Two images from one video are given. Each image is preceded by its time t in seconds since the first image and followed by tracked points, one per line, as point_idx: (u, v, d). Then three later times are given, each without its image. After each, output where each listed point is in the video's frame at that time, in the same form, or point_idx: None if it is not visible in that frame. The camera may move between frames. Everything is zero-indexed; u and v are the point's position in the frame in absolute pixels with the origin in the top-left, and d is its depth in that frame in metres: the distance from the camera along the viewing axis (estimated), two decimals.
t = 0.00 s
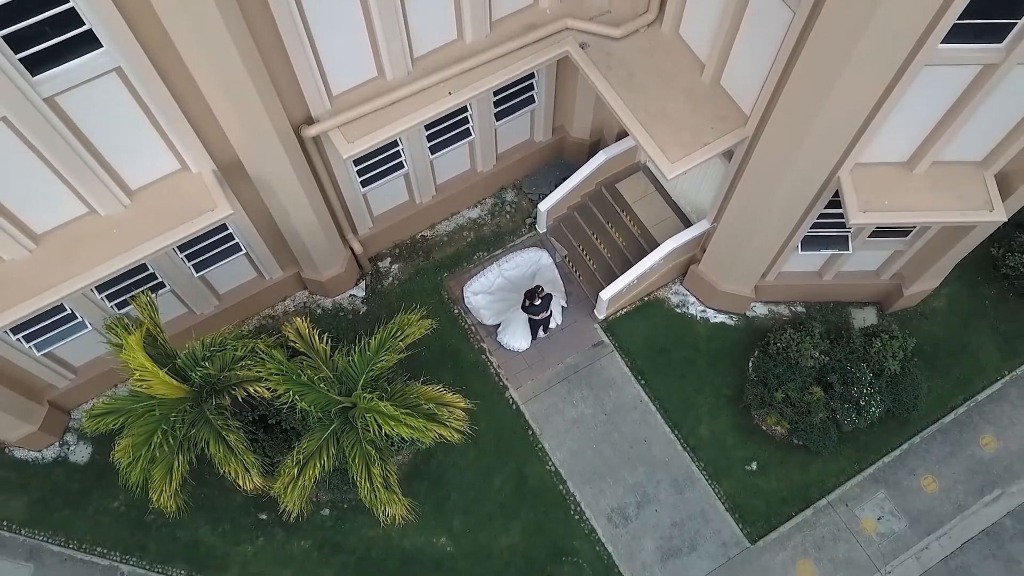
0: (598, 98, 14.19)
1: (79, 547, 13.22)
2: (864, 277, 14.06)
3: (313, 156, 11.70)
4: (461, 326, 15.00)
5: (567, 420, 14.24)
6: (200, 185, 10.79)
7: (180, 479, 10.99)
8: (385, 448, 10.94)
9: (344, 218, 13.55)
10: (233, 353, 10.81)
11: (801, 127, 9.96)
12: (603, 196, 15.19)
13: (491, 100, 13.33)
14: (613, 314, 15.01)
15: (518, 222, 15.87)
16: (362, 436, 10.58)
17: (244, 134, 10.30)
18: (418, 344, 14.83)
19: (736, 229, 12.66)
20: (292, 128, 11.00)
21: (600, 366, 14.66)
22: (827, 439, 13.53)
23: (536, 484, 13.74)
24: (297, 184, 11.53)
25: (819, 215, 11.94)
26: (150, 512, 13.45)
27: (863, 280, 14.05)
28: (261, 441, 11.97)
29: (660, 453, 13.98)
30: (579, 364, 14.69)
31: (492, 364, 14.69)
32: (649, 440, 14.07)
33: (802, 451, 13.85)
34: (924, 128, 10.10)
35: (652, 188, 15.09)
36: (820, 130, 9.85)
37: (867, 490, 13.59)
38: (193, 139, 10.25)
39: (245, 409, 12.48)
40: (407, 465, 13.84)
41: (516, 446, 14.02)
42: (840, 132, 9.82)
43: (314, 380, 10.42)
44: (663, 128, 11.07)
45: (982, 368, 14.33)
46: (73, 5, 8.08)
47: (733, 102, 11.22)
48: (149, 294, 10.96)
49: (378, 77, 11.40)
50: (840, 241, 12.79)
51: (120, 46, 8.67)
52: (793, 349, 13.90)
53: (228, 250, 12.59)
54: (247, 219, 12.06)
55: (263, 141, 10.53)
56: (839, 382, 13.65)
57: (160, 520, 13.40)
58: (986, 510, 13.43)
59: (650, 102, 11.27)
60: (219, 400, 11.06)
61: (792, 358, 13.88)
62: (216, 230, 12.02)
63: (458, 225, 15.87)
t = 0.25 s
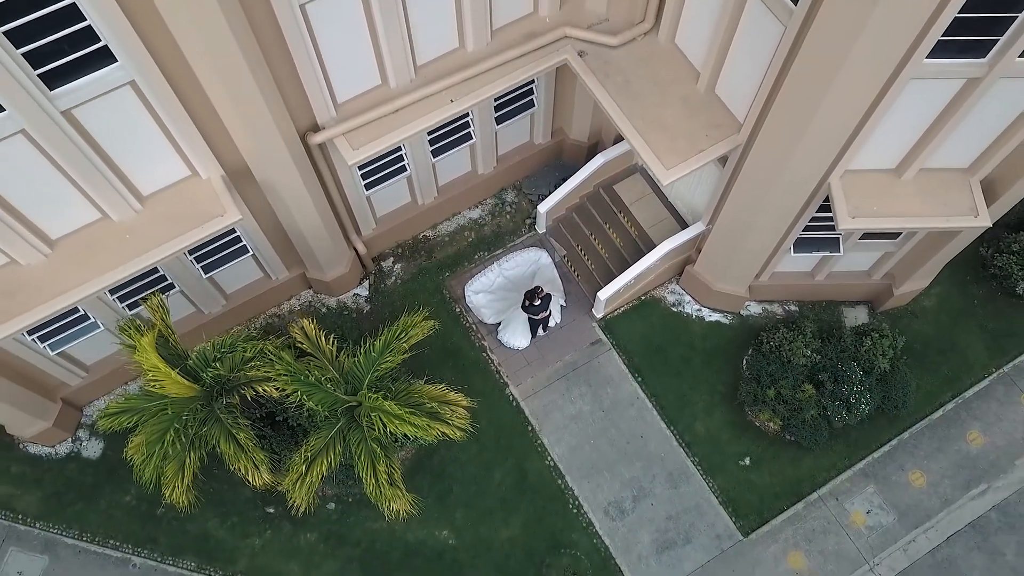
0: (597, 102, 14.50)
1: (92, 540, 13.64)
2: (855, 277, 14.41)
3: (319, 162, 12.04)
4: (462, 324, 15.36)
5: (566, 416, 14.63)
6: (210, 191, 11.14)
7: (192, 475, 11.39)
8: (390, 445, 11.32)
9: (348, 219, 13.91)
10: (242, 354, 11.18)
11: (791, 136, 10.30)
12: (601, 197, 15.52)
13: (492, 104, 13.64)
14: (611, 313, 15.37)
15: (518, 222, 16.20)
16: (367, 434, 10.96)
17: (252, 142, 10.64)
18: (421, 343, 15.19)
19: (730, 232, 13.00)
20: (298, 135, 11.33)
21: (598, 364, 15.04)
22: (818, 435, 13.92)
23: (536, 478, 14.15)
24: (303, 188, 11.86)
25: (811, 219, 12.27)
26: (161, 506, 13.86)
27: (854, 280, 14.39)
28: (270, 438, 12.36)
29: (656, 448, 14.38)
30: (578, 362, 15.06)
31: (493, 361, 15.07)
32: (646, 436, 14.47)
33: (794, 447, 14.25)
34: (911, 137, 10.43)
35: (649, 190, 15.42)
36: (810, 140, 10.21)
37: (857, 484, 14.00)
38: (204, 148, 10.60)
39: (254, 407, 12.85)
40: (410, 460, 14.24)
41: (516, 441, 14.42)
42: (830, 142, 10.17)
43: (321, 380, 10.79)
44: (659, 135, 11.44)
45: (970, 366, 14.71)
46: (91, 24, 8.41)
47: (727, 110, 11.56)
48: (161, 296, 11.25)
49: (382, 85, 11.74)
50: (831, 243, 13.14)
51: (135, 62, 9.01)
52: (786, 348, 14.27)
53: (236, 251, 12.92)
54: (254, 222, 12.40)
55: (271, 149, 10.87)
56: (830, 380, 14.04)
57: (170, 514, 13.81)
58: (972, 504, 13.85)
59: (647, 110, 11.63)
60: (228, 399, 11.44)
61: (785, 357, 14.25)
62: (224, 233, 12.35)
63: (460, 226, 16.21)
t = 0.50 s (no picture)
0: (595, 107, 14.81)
1: (105, 534, 14.06)
2: (846, 278, 14.76)
3: (325, 168, 12.39)
4: (463, 324, 15.74)
5: (565, 413, 15.03)
6: (220, 198, 11.50)
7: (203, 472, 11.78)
8: (394, 444, 11.72)
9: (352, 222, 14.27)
10: (251, 356, 11.56)
11: (782, 146, 10.67)
12: (599, 200, 15.86)
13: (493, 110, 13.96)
14: (608, 313, 15.75)
15: (518, 224, 16.55)
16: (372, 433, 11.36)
17: (261, 151, 10.99)
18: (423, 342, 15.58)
19: (724, 236, 13.36)
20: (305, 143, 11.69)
21: (596, 362, 15.42)
22: (810, 432, 14.33)
23: (535, 473, 14.56)
24: (309, 194, 12.21)
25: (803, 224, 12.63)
26: (172, 501, 14.28)
27: (846, 281, 14.75)
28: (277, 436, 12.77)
29: (652, 444, 14.78)
30: (576, 361, 15.45)
31: (493, 360, 15.45)
32: (642, 433, 14.87)
33: (786, 443, 14.65)
34: (898, 146, 10.78)
35: (646, 192, 15.77)
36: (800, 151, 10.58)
37: (848, 480, 14.41)
38: (214, 157, 10.97)
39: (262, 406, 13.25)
40: (412, 456, 14.65)
41: (516, 438, 14.82)
42: (819, 152, 10.52)
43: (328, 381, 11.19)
44: (655, 142, 11.80)
45: (958, 365, 15.10)
46: (108, 42, 8.76)
47: (721, 118, 11.91)
48: (172, 299, 11.80)
49: (386, 93, 12.09)
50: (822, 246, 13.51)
51: (150, 77, 9.36)
52: (779, 347, 14.66)
53: (244, 254, 13.28)
54: (262, 226, 12.75)
55: (279, 157, 11.22)
56: (821, 378, 14.43)
57: (181, 508, 14.24)
58: (958, 498, 14.27)
59: (643, 118, 11.98)
60: (238, 399, 11.83)
61: (777, 356, 14.63)
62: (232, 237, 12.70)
63: (461, 227, 16.56)
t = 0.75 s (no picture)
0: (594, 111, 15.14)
1: (118, 527, 14.49)
2: (838, 279, 15.13)
3: (331, 173, 12.75)
4: (465, 323, 16.12)
5: (564, 410, 15.44)
6: (230, 204, 11.86)
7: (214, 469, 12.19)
8: (399, 441, 12.14)
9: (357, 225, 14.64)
10: (261, 356, 11.96)
11: (774, 154, 11.04)
12: (598, 201, 16.26)
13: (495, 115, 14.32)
14: (607, 312, 16.12)
15: (518, 224, 16.91)
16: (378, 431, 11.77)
17: (270, 158, 11.36)
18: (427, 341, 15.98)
19: (719, 239, 13.74)
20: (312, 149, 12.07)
21: (594, 360, 15.82)
22: (802, 429, 14.73)
23: (535, 468, 14.98)
24: (316, 198, 12.58)
25: (796, 227, 12.99)
26: (182, 495, 14.70)
27: (838, 281, 15.12)
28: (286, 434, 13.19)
29: (649, 441, 15.19)
30: (575, 359, 15.85)
31: (494, 358, 15.85)
32: (639, 429, 15.29)
33: (779, 439, 15.07)
34: (887, 155, 11.15)
35: (644, 194, 16.14)
36: (791, 158, 10.95)
37: (839, 475, 14.84)
38: (225, 164, 11.34)
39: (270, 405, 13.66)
40: (416, 452, 15.06)
41: (517, 434, 15.24)
42: (809, 160, 10.89)
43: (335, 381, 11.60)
44: (652, 149, 12.16)
45: (947, 363, 15.50)
46: (124, 58, 9.13)
47: (716, 125, 12.27)
48: (184, 302, 12.24)
49: (390, 101, 12.46)
50: (815, 248, 13.87)
51: (164, 90, 9.73)
52: (772, 346, 15.05)
53: (252, 256, 13.64)
54: (270, 229, 13.13)
55: (286, 164, 11.60)
56: (813, 377, 14.83)
57: (191, 503, 14.66)
58: (946, 493, 14.70)
59: (640, 125, 12.33)
60: (247, 398, 12.23)
61: (771, 355, 15.01)
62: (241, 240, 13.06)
63: (463, 228, 16.92)
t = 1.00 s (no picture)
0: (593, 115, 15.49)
1: (130, 519, 14.95)
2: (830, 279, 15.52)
3: (337, 177, 13.14)
4: (467, 321, 16.52)
5: (563, 406, 15.86)
6: (240, 208, 12.23)
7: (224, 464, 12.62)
8: (403, 437, 12.57)
9: (361, 226, 15.03)
10: (270, 356, 12.40)
11: (767, 160, 11.42)
12: (596, 202, 16.80)
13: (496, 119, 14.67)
14: (605, 310, 16.53)
15: (518, 224, 17.28)
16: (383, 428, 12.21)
17: (279, 164, 11.74)
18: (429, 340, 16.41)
19: (714, 240, 14.14)
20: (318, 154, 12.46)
21: (592, 358, 16.23)
22: (795, 424, 15.16)
23: (535, 463, 15.42)
24: (322, 201, 12.96)
25: (788, 229, 13.37)
26: (193, 489, 15.15)
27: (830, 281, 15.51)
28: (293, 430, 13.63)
29: (646, 436, 15.63)
30: (574, 356, 16.26)
31: (495, 355, 16.26)
32: (637, 424, 15.72)
33: (772, 434, 15.51)
34: (876, 161, 11.52)
35: (641, 195, 16.53)
36: (782, 165, 11.34)
37: (830, 469, 15.29)
38: (234, 170, 11.72)
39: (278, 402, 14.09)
40: (419, 447, 15.50)
41: (517, 429, 15.67)
42: (800, 167, 11.28)
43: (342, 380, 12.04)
44: (648, 154, 12.53)
45: (936, 360, 15.93)
46: (141, 72, 9.51)
47: (711, 131, 12.64)
48: (195, 303, 12.64)
49: (394, 107, 12.84)
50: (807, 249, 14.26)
51: (178, 101, 10.12)
52: (766, 344, 15.47)
53: (260, 257, 14.02)
54: (278, 231, 13.52)
55: (294, 170, 11.98)
56: (805, 374, 15.23)
57: (201, 496, 15.11)
58: (933, 486, 15.15)
59: (637, 131, 12.70)
60: (257, 396, 12.67)
61: (765, 352, 15.40)
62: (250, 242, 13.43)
63: (464, 228, 17.30)
